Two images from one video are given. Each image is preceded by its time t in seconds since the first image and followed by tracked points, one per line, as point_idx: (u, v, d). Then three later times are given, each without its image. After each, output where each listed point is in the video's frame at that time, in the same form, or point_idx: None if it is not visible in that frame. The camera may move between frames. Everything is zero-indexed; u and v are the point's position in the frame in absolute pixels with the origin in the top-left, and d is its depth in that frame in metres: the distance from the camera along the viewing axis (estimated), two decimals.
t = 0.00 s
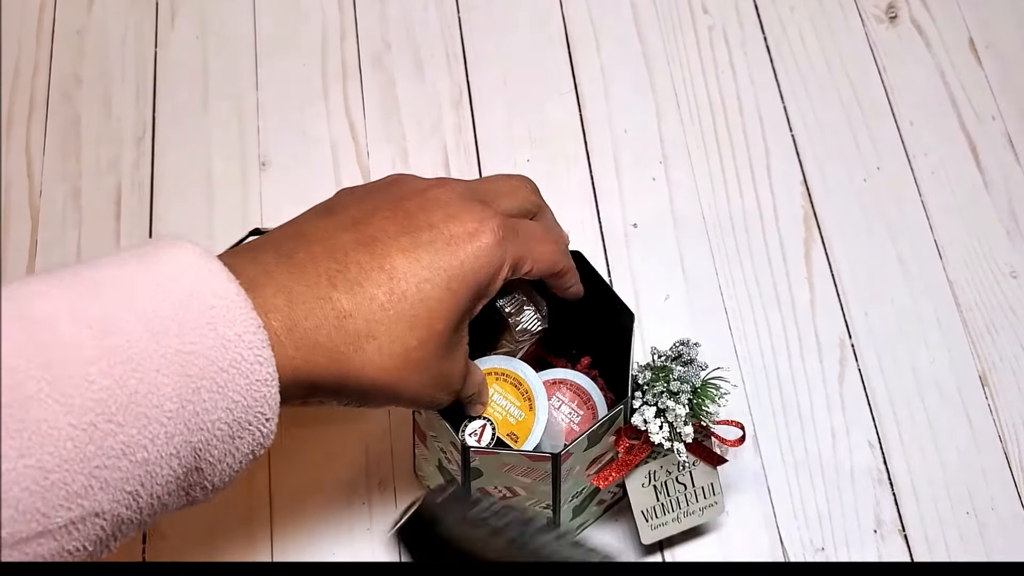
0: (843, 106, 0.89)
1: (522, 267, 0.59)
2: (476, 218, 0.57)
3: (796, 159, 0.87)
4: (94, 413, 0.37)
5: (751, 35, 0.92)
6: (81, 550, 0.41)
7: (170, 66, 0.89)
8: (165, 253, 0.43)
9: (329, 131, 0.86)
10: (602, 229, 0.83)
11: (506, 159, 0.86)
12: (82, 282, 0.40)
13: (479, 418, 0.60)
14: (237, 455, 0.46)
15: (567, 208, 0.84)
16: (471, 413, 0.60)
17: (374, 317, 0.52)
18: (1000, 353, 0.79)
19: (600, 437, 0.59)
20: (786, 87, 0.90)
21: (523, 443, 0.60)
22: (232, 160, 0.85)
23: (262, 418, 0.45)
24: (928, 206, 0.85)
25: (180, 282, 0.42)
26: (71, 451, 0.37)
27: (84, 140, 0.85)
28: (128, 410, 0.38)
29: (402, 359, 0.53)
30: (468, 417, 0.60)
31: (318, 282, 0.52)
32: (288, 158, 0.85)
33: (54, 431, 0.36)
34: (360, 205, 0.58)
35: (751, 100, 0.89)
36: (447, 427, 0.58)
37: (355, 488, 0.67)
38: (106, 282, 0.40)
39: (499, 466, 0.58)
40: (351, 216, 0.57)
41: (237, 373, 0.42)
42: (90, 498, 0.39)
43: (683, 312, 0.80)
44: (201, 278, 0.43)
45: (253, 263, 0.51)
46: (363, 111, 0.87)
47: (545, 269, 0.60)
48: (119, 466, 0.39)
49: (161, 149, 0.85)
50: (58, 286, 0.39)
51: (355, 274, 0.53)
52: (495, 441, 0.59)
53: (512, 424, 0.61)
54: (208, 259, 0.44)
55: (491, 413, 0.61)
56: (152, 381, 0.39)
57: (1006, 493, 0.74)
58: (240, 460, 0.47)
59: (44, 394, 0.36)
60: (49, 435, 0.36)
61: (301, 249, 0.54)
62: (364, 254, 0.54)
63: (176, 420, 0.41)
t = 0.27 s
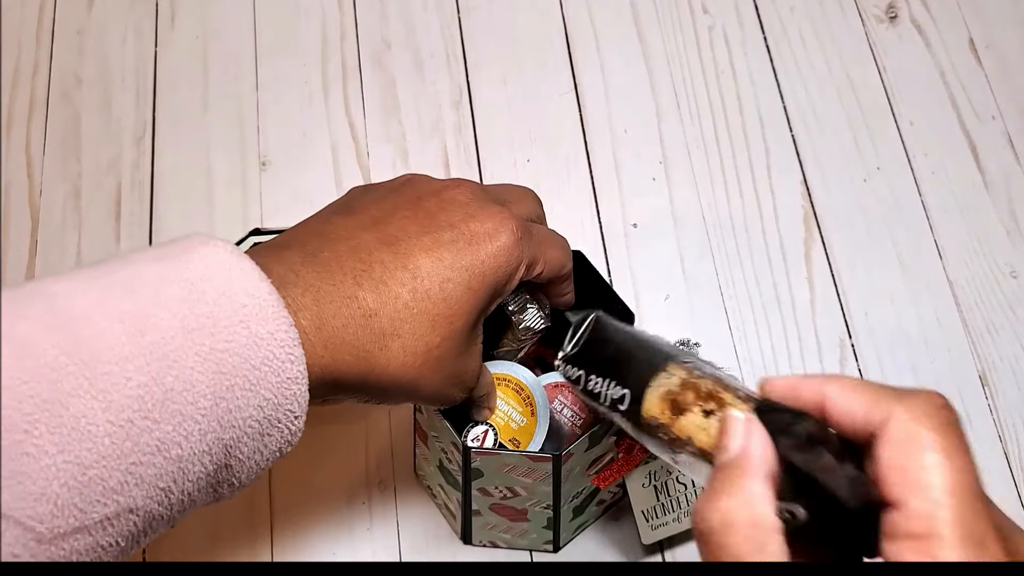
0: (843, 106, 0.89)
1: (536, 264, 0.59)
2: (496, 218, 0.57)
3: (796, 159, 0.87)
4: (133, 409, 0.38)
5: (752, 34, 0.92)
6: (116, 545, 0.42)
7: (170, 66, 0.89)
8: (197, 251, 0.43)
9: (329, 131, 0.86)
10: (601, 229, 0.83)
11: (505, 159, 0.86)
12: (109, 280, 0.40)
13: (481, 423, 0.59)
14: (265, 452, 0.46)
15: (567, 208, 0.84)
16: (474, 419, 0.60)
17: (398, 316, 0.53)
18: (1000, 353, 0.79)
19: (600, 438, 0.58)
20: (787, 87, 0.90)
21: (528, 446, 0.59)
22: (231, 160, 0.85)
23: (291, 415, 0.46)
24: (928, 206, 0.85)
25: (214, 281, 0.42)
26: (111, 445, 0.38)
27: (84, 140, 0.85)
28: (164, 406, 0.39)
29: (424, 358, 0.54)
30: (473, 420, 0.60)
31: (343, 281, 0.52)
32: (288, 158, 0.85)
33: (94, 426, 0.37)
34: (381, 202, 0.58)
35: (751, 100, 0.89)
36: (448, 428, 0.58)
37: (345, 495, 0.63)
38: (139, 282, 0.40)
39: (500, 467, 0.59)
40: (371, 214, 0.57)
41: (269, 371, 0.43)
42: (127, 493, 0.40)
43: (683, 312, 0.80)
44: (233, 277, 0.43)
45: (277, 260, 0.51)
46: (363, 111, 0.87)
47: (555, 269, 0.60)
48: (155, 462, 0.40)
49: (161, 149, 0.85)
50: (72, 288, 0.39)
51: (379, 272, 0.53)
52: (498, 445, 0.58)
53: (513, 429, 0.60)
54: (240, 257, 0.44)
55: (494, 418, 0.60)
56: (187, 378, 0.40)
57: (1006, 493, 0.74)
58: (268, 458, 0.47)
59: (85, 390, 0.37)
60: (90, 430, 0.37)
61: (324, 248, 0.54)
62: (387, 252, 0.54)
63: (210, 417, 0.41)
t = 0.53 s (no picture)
0: (843, 106, 0.89)
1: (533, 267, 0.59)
2: (491, 223, 0.57)
3: (796, 159, 0.87)
4: (129, 420, 0.38)
5: (752, 34, 0.92)
6: (112, 554, 0.42)
7: (170, 67, 0.89)
8: (193, 260, 0.43)
9: (329, 131, 0.86)
10: (602, 229, 0.83)
11: (505, 159, 0.86)
12: (111, 287, 0.39)
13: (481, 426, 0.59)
14: (262, 462, 0.47)
15: (567, 208, 0.84)
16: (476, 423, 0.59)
17: (394, 323, 0.53)
18: (1000, 353, 0.79)
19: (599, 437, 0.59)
20: (787, 87, 0.90)
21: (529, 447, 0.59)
22: (232, 160, 0.85)
23: (286, 424, 0.46)
24: (928, 206, 0.85)
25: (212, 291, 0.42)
26: (107, 455, 0.38)
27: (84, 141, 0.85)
28: (160, 416, 0.39)
29: (420, 364, 0.54)
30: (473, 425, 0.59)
31: (339, 288, 0.52)
32: (288, 158, 0.85)
33: (90, 436, 0.37)
34: (377, 208, 0.58)
35: (751, 100, 0.89)
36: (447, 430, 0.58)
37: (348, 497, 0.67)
38: (138, 291, 0.40)
39: (500, 468, 0.58)
40: (368, 220, 0.57)
41: (265, 380, 0.44)
42: (123, 503, 0.40)
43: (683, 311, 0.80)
44: (229, 286, 0.43)
45: (274, 267, 0.51)
46: (363, 111, 0.87)
47: (551, 272, 0.60)
48: (151, 471, 0.40)
49: (161, 149, 0.86)
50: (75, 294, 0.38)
51: (376, 279, 0.53)
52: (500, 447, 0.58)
53: (514, 432, 0.59)
54: (237, 266, 0.44)
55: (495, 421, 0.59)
56: (183, 388, 0.40)
57: (1006, 493, 0.74)
58: (263, 467, 0.48)
59: (81, 400, 0.36)
60: (87, 440, 0.37)
61: (321, 255, 0.53)
62: (383, 259, 0.54)
63: (206, 426, 0.42)
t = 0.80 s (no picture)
0: (843, 106, 0.89)
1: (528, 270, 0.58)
2: (488, 225, 0.56)
3: (796, 159, 0.87)
4: (124, 424, 0.39)
5: (751, 34, 0.92)
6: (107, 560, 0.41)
7: (170, 66, 0.89)
8: (187, 264, 0.43)
9: (329, 131, 0.86)
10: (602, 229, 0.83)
11: (506, 159, 0.86)
12: (107, 295, 0.41)
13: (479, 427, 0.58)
14: (258, 465, 0.46)
15: (567, 208, 0.84)
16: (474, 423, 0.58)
17: (390, 326, 0.53)
18: (1000, 353, 0.79)
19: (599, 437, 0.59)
20: (787, 87, 0.90)
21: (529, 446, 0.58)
22: (231, 160, 0.85)
23: (282, 428, 0.45)
24: (928, 206, 0.85)
25: (206, 293, 0.42)
26: (102, 460, 0.38)
27: (84, 141, 0.85)
28: (154, 421, 0.40)
29: (416, 367, 0.54)
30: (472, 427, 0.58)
31: (335, 291, 0.52)
32: (289, 157, 0.85)
33: (84, 441, 0.38)
34: (374, 210, 0.58)
35: (751, 100, 0.89)
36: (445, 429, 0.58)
37: (347, 496, 0.70)
38: (131, 296, 0.41)
39: (498, 467, 0.58)
40: (365, 222, 0.57)
41: (259, 384, 0.43)
42: (118, 508, 0.40)
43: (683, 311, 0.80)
44: (224, 289, 0.43)
45: (269, 270, 0.51)
46: (363, 111, 0.87)
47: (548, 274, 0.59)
48: (146, 476, 0.40)
49: (161, 148, 0.86)
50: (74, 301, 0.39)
51: (372, 283, 0.53)
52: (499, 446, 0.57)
53: (513, 431, 0.59)
54: (231, 268, 0.44)
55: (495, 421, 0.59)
56: (177, 392, 0.40)
57: (1006, 493, 0.74)
58: (260, 471, 0.46)
59: (76, 405, 0.37)
60: (81, 445, 0.38)
61: (317, 258, 0.53)
62: (379, 262, 0.54)
63: (200, 430, 0.41)
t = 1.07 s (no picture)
0: (843, 106, 0.89)
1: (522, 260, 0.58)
2: (484, 220, 0.56)
3: (796, 159, 0.87)
4: (121, 422, 0.39)
5: (751, 34, 0.92)
6: (103, 558, 0.41)
7: (170, 66, 0.89)
8: (185, 262, 0.43)
9: (330, 131, 0.86)
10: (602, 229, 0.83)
11: (506, 159, 0.86)
12: (104, 293, 0.41)
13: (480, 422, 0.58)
14: (255, 465, 0.45)
15: (567, 209, 0.84)
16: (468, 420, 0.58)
17: (387, 322, 0.53)
18: (1000, 352, 0.79)
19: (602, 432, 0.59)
20: (787, 87, 0.90)
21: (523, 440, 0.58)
22: (231, 160, 0.85)
23: (280, 427, 0.44)
24: (928, 206, 0.85)
25: (203, 291, 0.42)
26: (99, 459, 0.38)
27: (84, 141, 0.85)
28: (152, 419, 0.40)
29: (415, 362, 0.54)
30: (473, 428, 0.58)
31: (332, 288, 0.52)
32: (289, 157, 0.85)
33: (81, 439, 0.38)
34: (368, 205, 0.58)
35: (751, 100, 0.89)
36: (445, 426, 0.58)
37: (347, 495, 0.70)
38: (128, 295, 0.41)
39: (497, 465, 0.58)
40: (360, 218, 0.56)
41: (256, 383, 0.42)
42: (115, 506, 0.40)
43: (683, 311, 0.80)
44: (222, 287, 0.43)
45: (265, 268, 0.51)
46: (363, 111, 0.87)
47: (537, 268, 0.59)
48: (142, 475, 0.40)
49: (161, 148, 0.86)
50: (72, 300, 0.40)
51: (368, 278, 0.53)
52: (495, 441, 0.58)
53: (510, 420, 0.59)
54: (228, 266, 0.44)
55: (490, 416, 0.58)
56: (174, 392, 0.40)
57: (1007, 493, 0.74)
58: (259, 470, 0.46)
59: (74, 404, 0.37)
60: (78, 443, 0.38)
61: (313, 255, 0.53)
62: (376, 257, 0.54)
63: (197, 429, 0.41)
